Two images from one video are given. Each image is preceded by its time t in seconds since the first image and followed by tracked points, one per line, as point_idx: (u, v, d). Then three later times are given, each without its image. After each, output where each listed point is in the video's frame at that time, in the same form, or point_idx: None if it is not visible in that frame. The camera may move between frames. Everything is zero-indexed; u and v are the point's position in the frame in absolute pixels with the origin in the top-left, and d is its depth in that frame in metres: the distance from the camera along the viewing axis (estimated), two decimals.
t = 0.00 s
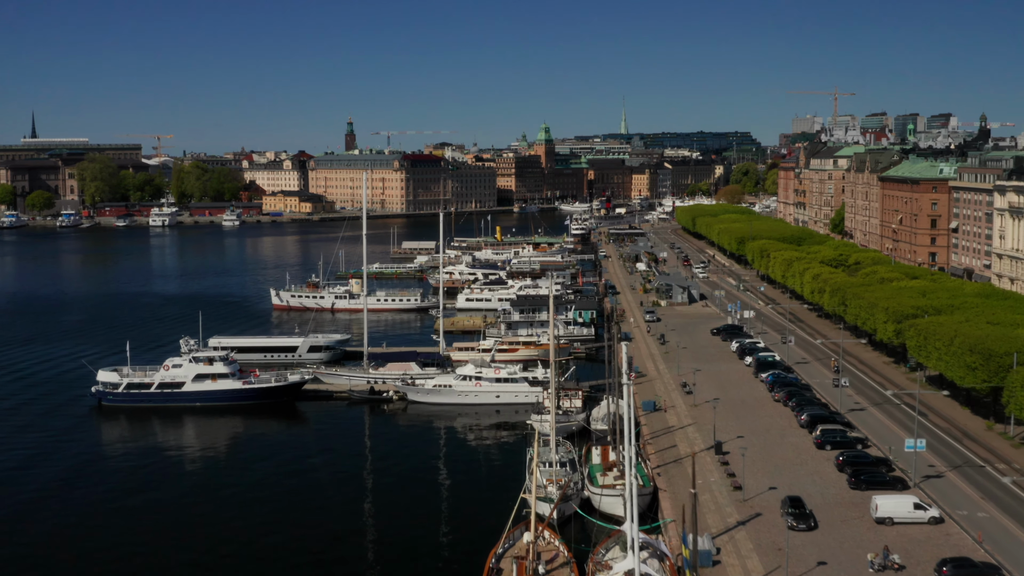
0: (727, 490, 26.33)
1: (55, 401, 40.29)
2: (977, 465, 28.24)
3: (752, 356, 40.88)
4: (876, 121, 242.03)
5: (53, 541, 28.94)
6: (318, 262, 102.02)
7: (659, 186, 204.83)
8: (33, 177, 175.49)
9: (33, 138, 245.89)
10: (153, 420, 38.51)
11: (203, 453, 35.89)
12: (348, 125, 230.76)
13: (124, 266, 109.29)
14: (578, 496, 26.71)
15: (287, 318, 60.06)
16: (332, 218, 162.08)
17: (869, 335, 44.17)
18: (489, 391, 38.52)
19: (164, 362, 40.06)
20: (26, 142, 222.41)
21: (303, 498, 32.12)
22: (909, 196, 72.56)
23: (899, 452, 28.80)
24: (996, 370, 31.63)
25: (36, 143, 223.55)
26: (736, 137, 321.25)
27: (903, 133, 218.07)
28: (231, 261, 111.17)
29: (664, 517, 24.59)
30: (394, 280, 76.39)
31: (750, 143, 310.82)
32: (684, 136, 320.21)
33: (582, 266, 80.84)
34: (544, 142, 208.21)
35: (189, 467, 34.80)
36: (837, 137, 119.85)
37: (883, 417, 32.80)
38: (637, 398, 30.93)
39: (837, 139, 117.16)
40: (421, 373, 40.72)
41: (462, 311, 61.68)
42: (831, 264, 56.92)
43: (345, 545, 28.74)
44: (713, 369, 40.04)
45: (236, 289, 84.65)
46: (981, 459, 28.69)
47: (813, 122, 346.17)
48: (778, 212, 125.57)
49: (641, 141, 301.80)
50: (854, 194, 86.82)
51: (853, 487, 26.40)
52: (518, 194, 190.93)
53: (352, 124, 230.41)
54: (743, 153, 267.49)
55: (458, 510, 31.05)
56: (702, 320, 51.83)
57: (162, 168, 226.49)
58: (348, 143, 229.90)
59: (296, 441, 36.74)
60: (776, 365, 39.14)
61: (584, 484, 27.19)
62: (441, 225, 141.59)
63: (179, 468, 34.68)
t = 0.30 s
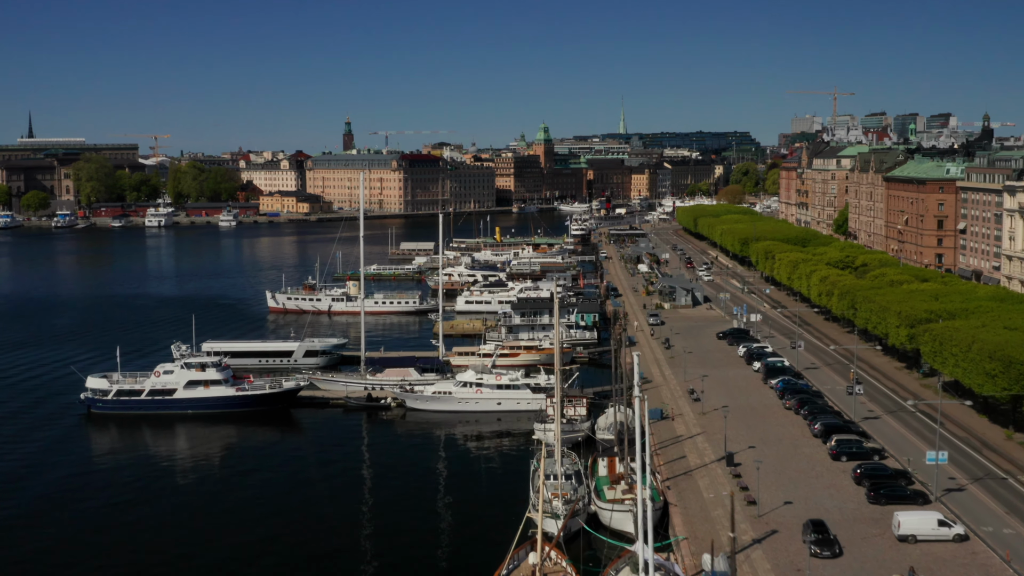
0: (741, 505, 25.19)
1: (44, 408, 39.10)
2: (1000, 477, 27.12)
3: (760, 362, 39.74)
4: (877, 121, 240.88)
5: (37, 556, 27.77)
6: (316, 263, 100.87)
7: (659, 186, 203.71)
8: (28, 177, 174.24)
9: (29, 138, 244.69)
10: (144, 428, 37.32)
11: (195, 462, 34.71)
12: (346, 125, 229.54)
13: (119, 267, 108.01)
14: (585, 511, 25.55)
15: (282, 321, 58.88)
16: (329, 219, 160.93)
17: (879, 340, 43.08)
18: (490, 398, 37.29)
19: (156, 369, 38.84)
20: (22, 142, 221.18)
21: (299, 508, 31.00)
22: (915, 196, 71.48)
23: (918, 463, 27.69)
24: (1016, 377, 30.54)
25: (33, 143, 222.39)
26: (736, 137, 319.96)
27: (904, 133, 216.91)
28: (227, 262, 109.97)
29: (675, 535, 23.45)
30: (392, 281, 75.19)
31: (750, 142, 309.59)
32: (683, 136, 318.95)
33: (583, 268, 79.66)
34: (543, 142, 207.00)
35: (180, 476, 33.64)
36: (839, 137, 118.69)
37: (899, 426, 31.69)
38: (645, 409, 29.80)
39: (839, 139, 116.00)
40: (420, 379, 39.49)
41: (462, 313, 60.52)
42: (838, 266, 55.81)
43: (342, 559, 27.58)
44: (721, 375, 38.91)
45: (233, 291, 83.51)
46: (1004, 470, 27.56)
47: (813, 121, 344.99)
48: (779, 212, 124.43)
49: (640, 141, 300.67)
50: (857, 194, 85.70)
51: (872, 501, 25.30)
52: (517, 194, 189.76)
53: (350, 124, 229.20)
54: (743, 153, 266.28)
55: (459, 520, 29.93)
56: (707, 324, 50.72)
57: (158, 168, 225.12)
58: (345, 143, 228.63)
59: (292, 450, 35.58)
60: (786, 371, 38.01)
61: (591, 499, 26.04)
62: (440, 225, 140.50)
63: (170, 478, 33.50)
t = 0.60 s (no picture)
0: (754, 521, 24.05)
1: (29, 416, 37.91)
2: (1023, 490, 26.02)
3: (768, 368, 38.63)
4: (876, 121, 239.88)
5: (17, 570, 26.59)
6: (312, 265, 99.71)
7: (658, 186, 202.69)
8: (23, 177, 173.04)
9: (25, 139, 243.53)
10: (133, 436, 36.15)
11: (185, 471, 33.55)
12: (343, 125, 228.37)
13: (114, 268, 106.78)
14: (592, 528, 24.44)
15: (277, 324, 57.71)
16: (326, 219, 159.73)
17: (889, 344, 42.06)
18: (490, 406, 36.08)
19: (145, 375, 37.66)
20: (17, 142, 220.15)
21: (292, 518, 29.83)
22: (920, 197, 70.41)
23: (938, 477, 26.61)
24: None
25: (28, 143, 221.25)
26: (734, 138, 318.88)
27: (904, 132, 215.81)
28: (222, 263, 108.75)
29: (688, 555, 22.33)
30: (389, 283, 74.04)
31: (749, 142, 308.61)
32: (681, 135, 317.97)
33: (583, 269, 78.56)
34: (541, 142, 205.84)
35: (169, 485, 32.47)
36: (841, 137, 117.63)
37: (915, 435, 30.62)
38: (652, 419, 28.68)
39: (840, 138, 114.96)
40: (418, 386, 38.27)
41: (460, 316, 59.38)
42: (844, 269, 54.77)
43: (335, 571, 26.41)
44: (729, 381, 37.82)
45: (229, 293, 82.41)
46: None
47: (812, 122, 344.07)
48: (780, 212, 123.42)
49: (638, 141, 299.53)
50: (861, 194, 84.61)
51: (891, 517, 24.22)
52: (515, 195, 188.65)
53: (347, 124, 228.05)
54: (741, 152, 265.27)
55: (459, 532, 28.79)
56: (711, 327, 49.62)
57: (153, 168, 223.77)
58: (342, 143, 227.40)
59: (285, 459, 34.40)
60: (795, 377, 36.90)
61: (597, 514, 24.93)
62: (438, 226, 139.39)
63: (158, 487, 32.32)
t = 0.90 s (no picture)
0: (769, 538, 22.92)
1: (13, 424, 36.70)
2: None
3: (776, 373, 37.55)
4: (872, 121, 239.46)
5: None
6: (308, 266, 98.48)
7: (655, 186, 201.86)
8: (16, 177, 171.67)
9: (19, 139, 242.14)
10: (120, 446, 34.94)
11: (175, 482, 32.36)
12: (339, 125, 227.17)
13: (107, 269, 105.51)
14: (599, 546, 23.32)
15: (271, 328, 56.51)
16: (322, 220, 158.42)
17: (898, 349, 41.07)
18: (490, 414, 34.87)
19: (133, 382, 36.44)
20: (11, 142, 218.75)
21: (285, 531, 28.64)
22: (924, 197, 69.34)
23: (958, 490, 25.53)
24: None
25: (22, 143, 219.90)
26: (732, 138, 317.76)
27: (902, 132, 214.86)
28: (217, 264, 107.51)
29: None
30: (385, 285, 72.81)
31: (746, 142, 307.82)
32: (678, 135, 317.25)
33: (582, 270, 77.44)
34: (539, 142, 204.68)
35: (158, 497, 31.27)
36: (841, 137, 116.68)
37: (930, 445, 29.55)
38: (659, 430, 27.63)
39: (841, 138, 113.89)
40: (414, 393, 37.06)
41: (458, 319, 58.24)
42: (849, 270, 53.79)
43: None
44: (735, 387, 36.71)
45: (223, 295, 81.19)
46: None
47: (808, 122, 343.53)
48: (779, 212, 122.45)
49: (635, 141, 298.50)
50: (862, 194, 83.62)
51: (912, 533, 23.11)
52: (512, 195, 187.62)
53: (343, 124, 226.87)
54: (738, 152, 264.54)
55: (458, 544, 27.62)
56: (715, 330, 48.49)
57: (148, 168, 222.25)
58: (338, 143, 226.11)
59: (279, 468, 33.21)
60: (804, 383, 35.81)
61: (604, 531, 23.82)
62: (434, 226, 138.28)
63: (145, 499, 31.13)
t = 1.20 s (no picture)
0: (784, 557, 21.81)
1: None
2: None
3: (783, 380, 36.49)
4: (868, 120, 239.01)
5: None
6: (302, 267, 97.26)
7: (652, 187, 200.98)
8: (8, 177, 170.18)
9: (12, 139, 240.38)
10: (106, 456, 33.71)
11: (162, 493, 31.16)
12: (334, 125, 225.90)
13: (98, 271, 104.17)
14: (605, 566, 22.21)
15: (264, 332, 55.30)
16: (317, 220, 157.09)
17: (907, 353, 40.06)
18: (489, 422, 33.71)
19: (119, 390, 35.18)
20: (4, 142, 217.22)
21: (276, 544, 27.46)
22: (927, 197, 68.37)
23: (980, 506, 24.46)
24: None
25: (14, 143, 218.40)
26: (728, 138, 316.83)
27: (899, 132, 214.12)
28: (210, 265, 106.27)
29: None
30: (380, 288, 71.63)
31: (742, 142, 307.08)
32: (674, 135, 316.48)
33: (580, 272, 76.35)
34: (534, 142, 203.62)
35: (144, 508, 30.07)
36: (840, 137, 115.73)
37: (946, 456, 28.51)
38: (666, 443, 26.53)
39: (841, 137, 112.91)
40: (410, 401, 35.86)
41: (454, 323, 57.08)
42: (853, 272, 52.76)
43: None
44: (741, 394, 35.64)
45: (216, 297, 79.90)
46: None
47: (804, 122, 342.92)
48: (777, 212, 121.50)
49: (630, 141, 297.47)
50: (863, 194, 82.62)
51: (934, 551, 21.97)
52: (508, 195, 186.54)
53: (338, 124, 225.68)
54: (734, 152, 263.81)
55: (456, 556, 26.50)
56: (718, 334, 47.39)
57: (141, 168, 220.70)
58: (333, 143, 224.76)
59: (270, 479, 32.03)
60: (813, 390, 34.71)
61: (611, 550, 22.73)
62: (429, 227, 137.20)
63: (130, 511, 29.93)
